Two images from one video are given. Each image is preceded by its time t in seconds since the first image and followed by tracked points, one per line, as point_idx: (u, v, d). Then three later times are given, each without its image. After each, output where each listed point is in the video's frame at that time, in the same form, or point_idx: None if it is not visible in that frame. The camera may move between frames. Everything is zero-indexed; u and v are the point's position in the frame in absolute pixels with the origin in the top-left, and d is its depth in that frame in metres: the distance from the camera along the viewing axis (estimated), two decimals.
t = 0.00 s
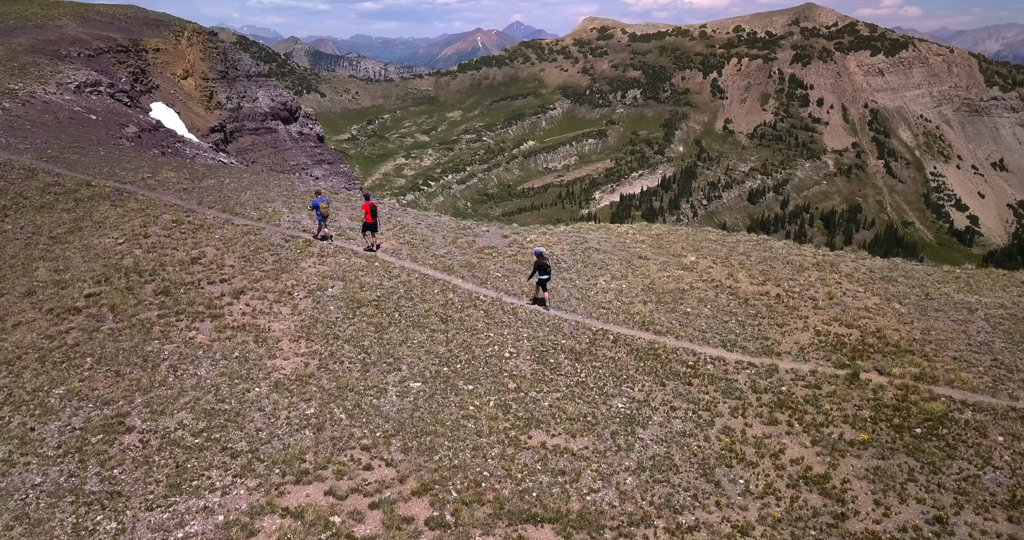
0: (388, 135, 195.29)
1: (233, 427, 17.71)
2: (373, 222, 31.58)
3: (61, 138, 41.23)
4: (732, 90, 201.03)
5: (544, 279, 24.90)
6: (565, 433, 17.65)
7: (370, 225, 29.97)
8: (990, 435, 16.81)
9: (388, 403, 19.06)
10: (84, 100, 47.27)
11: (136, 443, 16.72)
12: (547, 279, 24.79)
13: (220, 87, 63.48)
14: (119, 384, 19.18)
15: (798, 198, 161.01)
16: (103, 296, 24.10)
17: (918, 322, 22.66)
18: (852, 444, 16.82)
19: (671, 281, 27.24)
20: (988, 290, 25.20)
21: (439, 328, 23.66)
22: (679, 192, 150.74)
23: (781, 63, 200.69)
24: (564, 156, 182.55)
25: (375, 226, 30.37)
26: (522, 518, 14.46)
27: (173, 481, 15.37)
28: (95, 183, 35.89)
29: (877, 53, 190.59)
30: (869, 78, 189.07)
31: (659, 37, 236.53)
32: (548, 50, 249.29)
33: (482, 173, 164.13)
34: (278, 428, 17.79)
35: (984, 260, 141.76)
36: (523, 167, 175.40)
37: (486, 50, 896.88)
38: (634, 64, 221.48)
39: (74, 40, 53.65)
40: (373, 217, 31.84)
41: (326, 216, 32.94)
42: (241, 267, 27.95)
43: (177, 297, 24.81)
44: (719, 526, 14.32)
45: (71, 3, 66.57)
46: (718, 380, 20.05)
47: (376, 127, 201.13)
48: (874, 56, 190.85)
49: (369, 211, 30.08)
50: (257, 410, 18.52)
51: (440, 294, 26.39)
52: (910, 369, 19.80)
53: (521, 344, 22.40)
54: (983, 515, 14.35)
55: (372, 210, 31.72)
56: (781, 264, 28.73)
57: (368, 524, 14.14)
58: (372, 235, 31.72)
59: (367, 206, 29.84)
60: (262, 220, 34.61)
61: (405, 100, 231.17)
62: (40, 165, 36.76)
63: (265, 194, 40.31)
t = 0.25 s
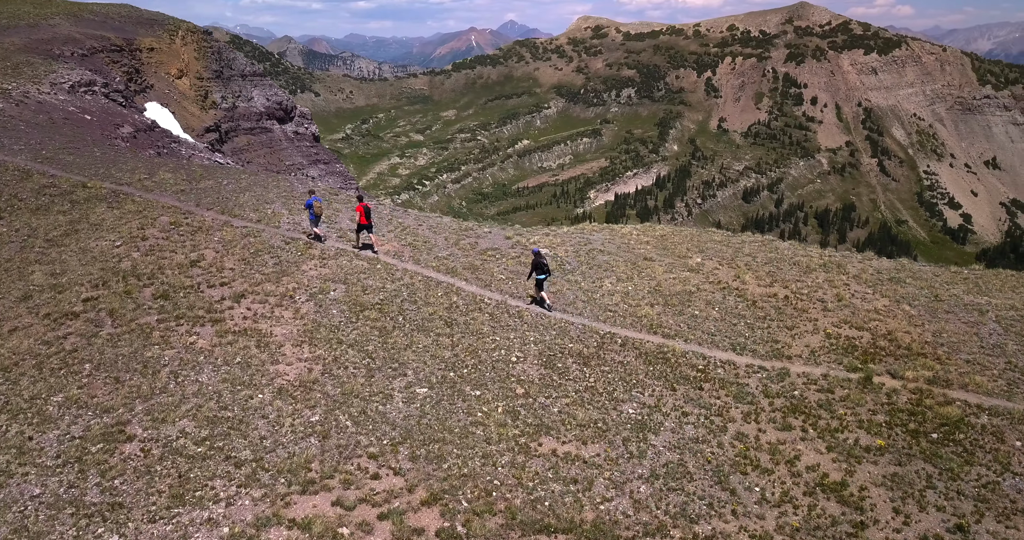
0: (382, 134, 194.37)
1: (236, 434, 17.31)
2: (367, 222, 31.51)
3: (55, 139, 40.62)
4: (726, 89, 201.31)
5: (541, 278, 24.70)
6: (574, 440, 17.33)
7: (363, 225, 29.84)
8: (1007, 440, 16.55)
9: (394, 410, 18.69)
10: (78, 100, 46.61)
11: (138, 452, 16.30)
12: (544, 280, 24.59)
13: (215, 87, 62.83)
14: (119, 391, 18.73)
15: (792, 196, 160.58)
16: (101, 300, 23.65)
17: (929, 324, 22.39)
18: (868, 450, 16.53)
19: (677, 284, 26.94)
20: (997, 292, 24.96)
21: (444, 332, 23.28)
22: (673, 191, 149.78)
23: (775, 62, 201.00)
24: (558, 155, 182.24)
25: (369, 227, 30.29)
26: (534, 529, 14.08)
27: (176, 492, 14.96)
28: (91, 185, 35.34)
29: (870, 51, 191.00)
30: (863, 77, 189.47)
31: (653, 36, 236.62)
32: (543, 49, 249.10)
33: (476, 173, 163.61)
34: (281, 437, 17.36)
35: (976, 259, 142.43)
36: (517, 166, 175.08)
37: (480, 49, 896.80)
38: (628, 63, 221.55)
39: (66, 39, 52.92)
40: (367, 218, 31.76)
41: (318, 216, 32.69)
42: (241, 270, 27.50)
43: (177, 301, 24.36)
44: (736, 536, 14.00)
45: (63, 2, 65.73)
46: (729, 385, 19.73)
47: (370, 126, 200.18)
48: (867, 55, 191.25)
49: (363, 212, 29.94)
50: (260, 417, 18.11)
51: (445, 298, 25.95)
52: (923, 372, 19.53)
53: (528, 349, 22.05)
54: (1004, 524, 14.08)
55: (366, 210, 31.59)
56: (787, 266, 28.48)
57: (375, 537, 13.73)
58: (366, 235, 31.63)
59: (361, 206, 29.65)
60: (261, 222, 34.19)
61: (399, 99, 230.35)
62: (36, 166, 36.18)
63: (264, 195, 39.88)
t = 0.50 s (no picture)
0: (377, 134, 193.46)
1: (241, 443, 16.93)
2: (361, 221, 31.43)
3: (50, 139, 40.09)
4: (721, 88, 201.49)
5: (540, 278, 24.66)
6: (586, 448, 17.02)
7: (357, 224, 29.70)
8: None
9: (402, 416, 18.34)
10: (74, 100, 46.07)
11: (140, 461, 15.89)
12: (542, 279, 24.58)
13: (211, 86, 62.26)
14: (119, 398, 18.31)
15: (787, 195, 160.73)
16: (99, 304, 23.21)
17: (941, 327, 22.15)
18: (885, 457, 16.27)
19: (684, 286, 26.65)
20: (1008, 294, 24.73)
21: (449, 335, 22.96)
22: (669, 190, 149.76)
23: (770, 62, 201.23)
24: (554, 154, 181.95)
25: (364, 226, 30.13)
26: None
27: (179, 503, 14.57)
28: (88, 186, 34.83)
29: (865, 50, 191.36)
30: (857, 76, 189.72)
31: (648, 36, 236.72)
32: (538, 49, 248.89)
33: (472, 172, 163.17)
34: (286, 445, 16.96)
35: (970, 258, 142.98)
36: (513, 165, 174.72)
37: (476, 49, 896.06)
38: (623, 63, 221.61)
39: (61, 39, 52.27)
40: (361, 217, 31.60)
41: (313, 215, 32.46)
42: (241, 273, 27.05)
43: (177, 305, 23.93)
44: None
45: (57, 1, 64.96)
46: (742, 389, 19.44)
47: (365, 126, 199.39)
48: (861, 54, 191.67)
49: (357, 211, 29.81)
50: (264, 425, 17.71)
51: (450, 301, 25.59)
52: (938, 377, 19.27)
53: (535, 353, 21.68)
54: None
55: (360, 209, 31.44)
56: (795, 267, 28.22)
57: None
58: (361, 234, 31.49)
59: (355, 206, 29.49)
60: (262, 224, 33.76)
61: (394, 98, 229.58)
62: (32, 168, 35.66)
63: (264, 196, 39.48)
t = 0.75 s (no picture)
0: (373, 133, 192.70)
1: (245, 452, 16.56)
2: (355, 222, 31.20)
3: (47, 140, 39.60)
4: (717, 87, 201.41)
5: (536, 279, 24.61)
6: (598, 455, 16.69)
7: (352, 224, 29.45)
8: None
9: (409, 423, 18.00)
10: (70, 101, 45.56)
11: (142, 471, 15.50)
12: (538, 280, 24.52)
13: (207, 86, 61.75)
14: (120, 406, 17.90)
15: (783, 194, 160.42)
16: (99, 309, 22.81)
17: (954, 330, 21.89)
18: (902, 464, 15.99)
19: (691, 288, 26.38)
20: (1018, 296, 24.49)
21: (455, 339, 22.63)
22: (665, 189, 149.53)
23: (765, 61, 201.26)
24: (550, 154, 181.50)
25: (358, 226, 29.86)
26: None
27: (183, 514, 14.21)
28: (85, 188, 34.38)
29: (860, 50, 191.57)
30: (852, 75, 189.76)
31: (644, 35, 236.69)
32: (533, 48, 248.59)
33: (468, 172, 162.74)
34: (291, 454, 16.58)
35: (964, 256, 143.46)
36: (509, 165, 174.37)
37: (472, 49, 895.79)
38: (619, 62, 221.57)
39: (56, 38, 51.75)
40: (355, 217, 31.38)
41: (306, 216, 32.22)
42: (242, 277, 26.66)
43: (178, 309, 23.54)
44: None
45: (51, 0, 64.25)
46: (753, 394, 19.17)
47: (361, 126, 198.70)
48: (856, 53, 191.83)
49: (351, 211, 29.57)
50: (268, 433, 17.34)
51: (455, 305, 25.24)
52: (952, 381, 19.02)
53: (543, 359, 21.34)
54: None
55: (354, 210, 31.19)
56: (803, 270, 27.93)
57: None
58: (355, 234, 31.27)
59: (349, 206, 29.21)
60: (262, 226, 33.39)
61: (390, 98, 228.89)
62: (28, 169, 35.18)
63: (264, 198, 39.10)
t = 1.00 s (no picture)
0: (370, 133, 192.13)
1: (249, 459, 16.23)
2: (349, 221, 30.95)
3: (44, 141, 39.16)
4: (713, 87, 201.42)
5: (530, 280, 24.38)
6: (610, 463, 16.40)
7: (345, 224, 29.19)
8: None
9: (416, 430, 17.68)
10: (67, 101, 45.12)
11: (144, 480, 15.15)
12: (532, 281, 24.30)
13: (204, 87, 61.28)
14: (121, 413, 17.53)
15: (780, 193, 160.26)
16: (99, 313, 22.45)
17: (966, 334, 21.64)
18: (920, 471, 15.74)
19: (699, 291, 26.11)
20: None
21: (461, 344, 22.32)
22: (662, 189, 149.25)
23: (761, 60, 201.26)
24: (547, 154, 181.16)
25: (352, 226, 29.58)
26: None
27: (187, 525, 13.84)
28: (84, 189, 34.00)
29: (855, 49, 191.82)
30: (848, 74, 189.80)
31: (640, 35, 236.63)
32: (530, 48, 248.34)
33: (465, 172, 162.36)
34: (296, 463, 16.22)
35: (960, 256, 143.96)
36: (506, 165, 174.05)
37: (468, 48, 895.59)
38: (616, 62, 221.57)
39: (52, 39, 51.28)
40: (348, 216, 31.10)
41: (299, 215, 32.00)
42: (244, 280, 26.32)
43: (179, 313, 23.18)
44: None
45: None
46: (766, 399, 18.91)
47: (357, 126, 198.12)
48: (852, 53, 192.08)
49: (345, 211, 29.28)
50: (273, 441, 16.98)
51: (460, 308, 24.93)
52: (967, 385, 18.79)
53: (551, 363, 21.02)
54: None
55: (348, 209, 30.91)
56: (812, 272, 27.64)
57: None
58: (349, 234, 31.03)
59: (343, 205, 28.94)
60: (263, 228, 33.02)
61: (386, 97, 228.46)
62: (25, 170, 34.76)
63: (264, 199, 38.71)
